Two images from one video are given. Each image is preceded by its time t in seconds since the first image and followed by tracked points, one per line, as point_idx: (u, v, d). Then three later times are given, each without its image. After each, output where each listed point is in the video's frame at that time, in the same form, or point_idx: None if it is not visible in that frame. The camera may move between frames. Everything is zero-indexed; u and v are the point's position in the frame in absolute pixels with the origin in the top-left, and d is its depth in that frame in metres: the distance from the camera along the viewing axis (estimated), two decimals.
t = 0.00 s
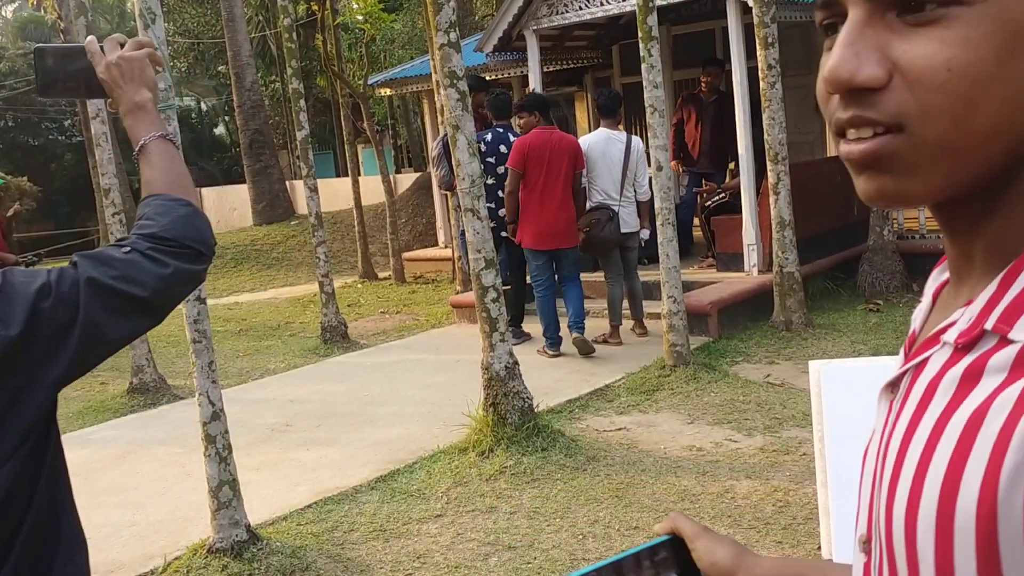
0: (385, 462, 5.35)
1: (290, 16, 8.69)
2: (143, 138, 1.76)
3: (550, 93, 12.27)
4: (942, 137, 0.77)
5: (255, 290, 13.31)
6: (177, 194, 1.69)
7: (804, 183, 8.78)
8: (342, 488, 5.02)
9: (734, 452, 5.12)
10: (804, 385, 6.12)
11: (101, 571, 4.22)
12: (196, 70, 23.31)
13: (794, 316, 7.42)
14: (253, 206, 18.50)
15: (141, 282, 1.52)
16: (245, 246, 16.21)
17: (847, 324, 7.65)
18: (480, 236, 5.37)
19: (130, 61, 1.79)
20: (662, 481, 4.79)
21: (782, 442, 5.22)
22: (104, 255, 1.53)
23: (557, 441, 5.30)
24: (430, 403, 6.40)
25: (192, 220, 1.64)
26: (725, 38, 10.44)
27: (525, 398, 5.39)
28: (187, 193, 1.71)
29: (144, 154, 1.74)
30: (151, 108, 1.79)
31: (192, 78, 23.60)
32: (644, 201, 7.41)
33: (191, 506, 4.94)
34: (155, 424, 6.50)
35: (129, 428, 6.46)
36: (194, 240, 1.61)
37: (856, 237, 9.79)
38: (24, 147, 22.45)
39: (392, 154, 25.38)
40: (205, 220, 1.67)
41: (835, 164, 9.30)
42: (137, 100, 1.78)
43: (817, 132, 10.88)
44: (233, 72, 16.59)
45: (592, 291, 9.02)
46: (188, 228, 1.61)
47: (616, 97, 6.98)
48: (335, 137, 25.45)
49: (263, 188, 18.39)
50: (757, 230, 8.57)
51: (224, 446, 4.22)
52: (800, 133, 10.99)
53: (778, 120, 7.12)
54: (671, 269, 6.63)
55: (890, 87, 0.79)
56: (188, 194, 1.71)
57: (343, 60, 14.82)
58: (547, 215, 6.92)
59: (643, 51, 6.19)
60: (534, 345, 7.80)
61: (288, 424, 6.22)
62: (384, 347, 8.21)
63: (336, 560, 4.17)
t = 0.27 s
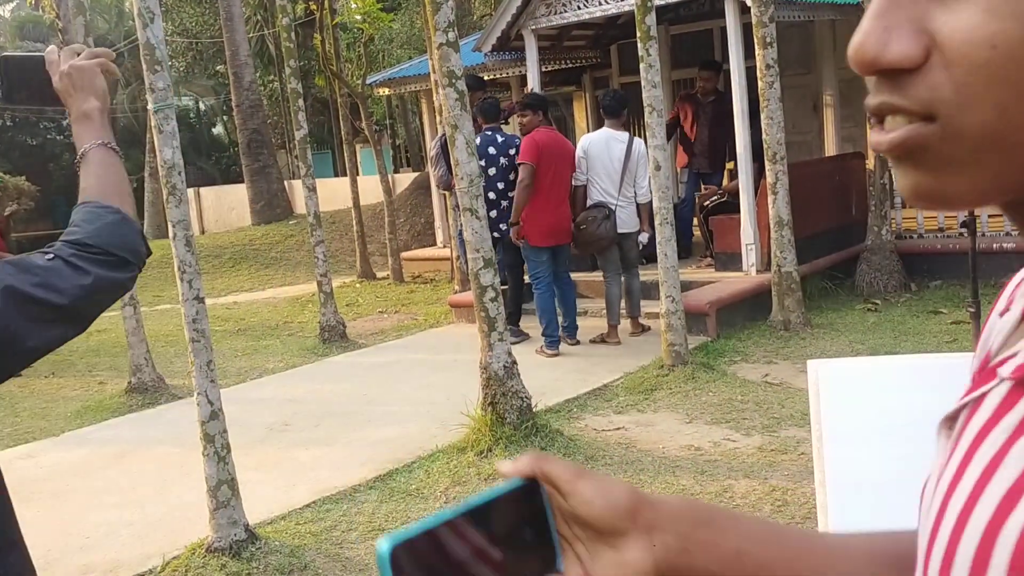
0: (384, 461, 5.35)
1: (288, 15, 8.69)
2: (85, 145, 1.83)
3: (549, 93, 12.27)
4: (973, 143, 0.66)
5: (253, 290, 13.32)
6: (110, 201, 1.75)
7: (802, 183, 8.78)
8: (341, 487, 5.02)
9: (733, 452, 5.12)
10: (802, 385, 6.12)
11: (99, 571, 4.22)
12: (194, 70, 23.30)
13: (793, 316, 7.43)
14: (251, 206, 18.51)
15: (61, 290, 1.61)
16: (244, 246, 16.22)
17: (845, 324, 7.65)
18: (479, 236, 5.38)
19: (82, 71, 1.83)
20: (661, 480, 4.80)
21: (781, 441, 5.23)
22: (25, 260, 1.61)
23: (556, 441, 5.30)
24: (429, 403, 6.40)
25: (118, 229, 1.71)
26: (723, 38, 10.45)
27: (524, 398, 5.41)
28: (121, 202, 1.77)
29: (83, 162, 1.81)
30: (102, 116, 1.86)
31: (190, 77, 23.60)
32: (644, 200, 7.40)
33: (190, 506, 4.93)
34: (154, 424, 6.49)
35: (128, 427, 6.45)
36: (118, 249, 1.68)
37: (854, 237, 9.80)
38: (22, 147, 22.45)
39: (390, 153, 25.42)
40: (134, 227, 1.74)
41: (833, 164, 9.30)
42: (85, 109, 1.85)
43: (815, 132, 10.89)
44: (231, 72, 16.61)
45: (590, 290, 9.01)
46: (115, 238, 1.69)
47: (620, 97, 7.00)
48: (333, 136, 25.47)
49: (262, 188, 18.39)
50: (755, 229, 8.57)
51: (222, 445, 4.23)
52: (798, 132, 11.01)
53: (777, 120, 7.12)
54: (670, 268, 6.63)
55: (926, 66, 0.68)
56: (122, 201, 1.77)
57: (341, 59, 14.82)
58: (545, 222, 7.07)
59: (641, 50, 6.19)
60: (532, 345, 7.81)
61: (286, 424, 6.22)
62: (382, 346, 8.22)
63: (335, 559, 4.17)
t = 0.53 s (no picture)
0: (383, 461, 5.34)
1: (287, 14, 8.66)
2: (50, 142, 2.08)
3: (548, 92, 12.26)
4: (1014, 112, 0.79)
5: (250, 288, 13.30)
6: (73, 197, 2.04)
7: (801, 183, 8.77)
8: (340, 486, 5.01)
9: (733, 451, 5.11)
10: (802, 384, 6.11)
11: (97, 570, 4.20)
12: (192, 69, 23.25)
13: (792, 316, 7.42)
14: (249, 204, 18.48)
15: (24, 284, 1.88)
16: (241, 245, 16.19)
17: (845, 323, 7.64)
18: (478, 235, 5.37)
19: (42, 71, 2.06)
20: (660, 479, 4.79)
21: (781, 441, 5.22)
22: None
23: (554, 440, 5.29)
24: (428, 402, 6.40)
25: (80, 222, 2.00)
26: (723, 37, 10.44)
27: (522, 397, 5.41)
28: (83, 196, 2.05)
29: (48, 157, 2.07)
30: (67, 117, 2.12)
31: (188, 76, 23.55)
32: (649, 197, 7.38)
33: (189, 505, 4.92)
34: (152, 423, 6.48)
35: (126, 427, 6.44)
36: (80, 241, 1.97)
37: (853, 237, 9.79)
38: (19, 145, 22.40)
39: (389, 152, 25.40)
40: (96, 219, 2.03)
41: (832, 164, 9.29)
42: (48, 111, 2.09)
43: (814, 131, 10.89)
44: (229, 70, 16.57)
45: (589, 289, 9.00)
46: (76, 231, 1.97)
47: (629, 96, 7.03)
48: (332, 135, 25.44)
49: (260, 187, 18.35)
50: (754, 229, 8.55)
51: (220, 444, 4.20)
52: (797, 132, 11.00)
53: (777, 119, 7.10)
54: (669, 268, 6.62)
55: (967, 33, 0.82)
56: (84, 194, 2.05)
57: (340, 58, 14.78)
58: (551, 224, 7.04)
59: (641, 49, 6.17)
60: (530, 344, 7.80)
61: (285, 423, 6.21)
62: (381, 345, 8.21)
63: (333, 559, 4.15)
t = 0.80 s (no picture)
0: (382, 461, 5.31)
1: (286, 12, 8.63)
2: (35, 146, 2.29)
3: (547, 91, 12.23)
4: (1020, 94, 0.87)
5: (249, 288, 13.26)
6: (55, 201, 2.24)
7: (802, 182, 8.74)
8: (339, 487, 4.98)
9: (734, 451, 5.09)
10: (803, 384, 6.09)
11: (95, 571, 4.18)
12: (191, 67, 23.20)
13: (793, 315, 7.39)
14: (248, 203, 18.43)
15: (5, 286, 2.08)
16: (240, 244, 16.15)
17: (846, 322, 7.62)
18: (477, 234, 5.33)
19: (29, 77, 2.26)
20: (661, 480, 4.76)
21: (782, 441, 5.19)
22: None
23: (554, 441, 5.25)
24: (427, 402, 6.37)
25: (59, 225, 2.20)
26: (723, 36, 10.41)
27: (522, 397, 5.38)
28: (64, 200, 2.25)
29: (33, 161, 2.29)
30: (50, 120, 2.32)
31: (187, 75, 23.49)
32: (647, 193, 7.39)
33: (187, 506, 4.89)
34: (150, 423, 6.45)
35: (124, 426, 6.40)
36: (59, 243, 2.17)
37: (854, 236, 9.76)
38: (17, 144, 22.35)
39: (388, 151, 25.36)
40: (75, 222, 2.23)
41: (833, 163, 9.26)
42: (32, 113, 2.29)
43: (814, 130, 10.86)
44: (228, 69, 16.53)
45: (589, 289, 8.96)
46: (55, 230, 2.18)
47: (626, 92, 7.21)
48: (331, 134, 25.39)
49: (259, 186, 18.29)
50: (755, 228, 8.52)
51: (218, 444, 4.17)
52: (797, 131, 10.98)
53: (778, 118, 7.07)
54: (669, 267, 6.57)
55: (986, 17, 0.90)
56: (64, 196, 2.26)
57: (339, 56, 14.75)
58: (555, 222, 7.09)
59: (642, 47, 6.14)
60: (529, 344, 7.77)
61: (284, 423, 6.18)
62: (379, 345, 8.19)
63: (331, 560, 4.12)
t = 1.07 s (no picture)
0: (381, 460, 5.33)
1: (286, 11, 8.65)
2: (32, 150, 2.10)
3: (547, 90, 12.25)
4: None
5: (249, 287, 13.28)
6: (50, 207, 2.08)
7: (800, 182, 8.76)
8: (339, 485, 5.00)
9: (732, 450, 5.11)
10: (802, 383, 6.11)
11: (95, 570, 4.19)
12: (191, 67, 23.22)
13: (791, 315, 7.41)
14: (248, 203, 18.45)
15: None
16: (240, 243, 16.17)
17: (844, 322, 7.64)
18: (476, 234, 5.35)
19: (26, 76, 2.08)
20: (660, 478, 4.78)
21: (780, 440, 5.21)
22: None
23: (554, 440, 5.27)
24: (427, 401, 6.39)
25: (51, 233, 2.04)
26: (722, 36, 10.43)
27: (522, 396, 5.38)
28: (57, 204, 2.09)
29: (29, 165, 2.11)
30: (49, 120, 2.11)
31: (187, 74, 23.51)
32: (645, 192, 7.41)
33: (187, 504, 4.91)
34: (151, 422, 6.46)
35: (125, 425, 6.42)
36: (52, 254, 2.03)
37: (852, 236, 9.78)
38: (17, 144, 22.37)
39: (388, 150, 25.38)
40: (69, 230, 2.07)
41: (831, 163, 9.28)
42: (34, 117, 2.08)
43: (813, 130, 10.88)
44: (228, 69, 16.55)
45: (588, 288, 8.97)
46: (45, 240, 2.03)
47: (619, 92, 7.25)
48: (331, 133, 25.42)
49: (259, 185, 18.30)
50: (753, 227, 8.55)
51: (219, 443, 4.20)
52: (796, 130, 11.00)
53: (777, 118, 7.09)
54: (668, 267, 6.58)
55: None
56: (59, 203, 2.09)
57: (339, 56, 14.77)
58: (550, 218, 7.14)
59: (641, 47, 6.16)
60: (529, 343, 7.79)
61: (284, 422, 6.20)
62: (379, 344, 8.21)
63: (331, 558, 4.14)
